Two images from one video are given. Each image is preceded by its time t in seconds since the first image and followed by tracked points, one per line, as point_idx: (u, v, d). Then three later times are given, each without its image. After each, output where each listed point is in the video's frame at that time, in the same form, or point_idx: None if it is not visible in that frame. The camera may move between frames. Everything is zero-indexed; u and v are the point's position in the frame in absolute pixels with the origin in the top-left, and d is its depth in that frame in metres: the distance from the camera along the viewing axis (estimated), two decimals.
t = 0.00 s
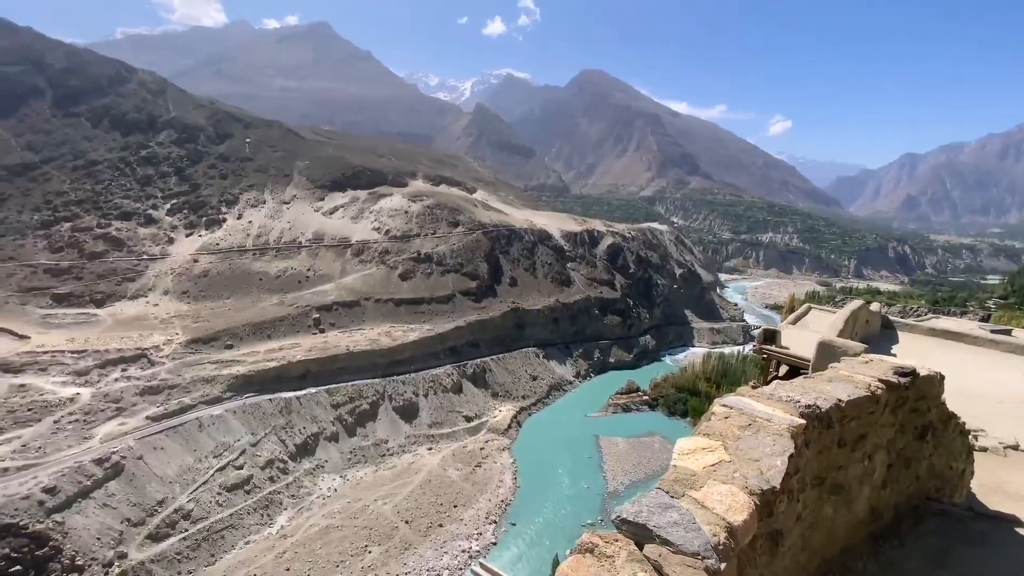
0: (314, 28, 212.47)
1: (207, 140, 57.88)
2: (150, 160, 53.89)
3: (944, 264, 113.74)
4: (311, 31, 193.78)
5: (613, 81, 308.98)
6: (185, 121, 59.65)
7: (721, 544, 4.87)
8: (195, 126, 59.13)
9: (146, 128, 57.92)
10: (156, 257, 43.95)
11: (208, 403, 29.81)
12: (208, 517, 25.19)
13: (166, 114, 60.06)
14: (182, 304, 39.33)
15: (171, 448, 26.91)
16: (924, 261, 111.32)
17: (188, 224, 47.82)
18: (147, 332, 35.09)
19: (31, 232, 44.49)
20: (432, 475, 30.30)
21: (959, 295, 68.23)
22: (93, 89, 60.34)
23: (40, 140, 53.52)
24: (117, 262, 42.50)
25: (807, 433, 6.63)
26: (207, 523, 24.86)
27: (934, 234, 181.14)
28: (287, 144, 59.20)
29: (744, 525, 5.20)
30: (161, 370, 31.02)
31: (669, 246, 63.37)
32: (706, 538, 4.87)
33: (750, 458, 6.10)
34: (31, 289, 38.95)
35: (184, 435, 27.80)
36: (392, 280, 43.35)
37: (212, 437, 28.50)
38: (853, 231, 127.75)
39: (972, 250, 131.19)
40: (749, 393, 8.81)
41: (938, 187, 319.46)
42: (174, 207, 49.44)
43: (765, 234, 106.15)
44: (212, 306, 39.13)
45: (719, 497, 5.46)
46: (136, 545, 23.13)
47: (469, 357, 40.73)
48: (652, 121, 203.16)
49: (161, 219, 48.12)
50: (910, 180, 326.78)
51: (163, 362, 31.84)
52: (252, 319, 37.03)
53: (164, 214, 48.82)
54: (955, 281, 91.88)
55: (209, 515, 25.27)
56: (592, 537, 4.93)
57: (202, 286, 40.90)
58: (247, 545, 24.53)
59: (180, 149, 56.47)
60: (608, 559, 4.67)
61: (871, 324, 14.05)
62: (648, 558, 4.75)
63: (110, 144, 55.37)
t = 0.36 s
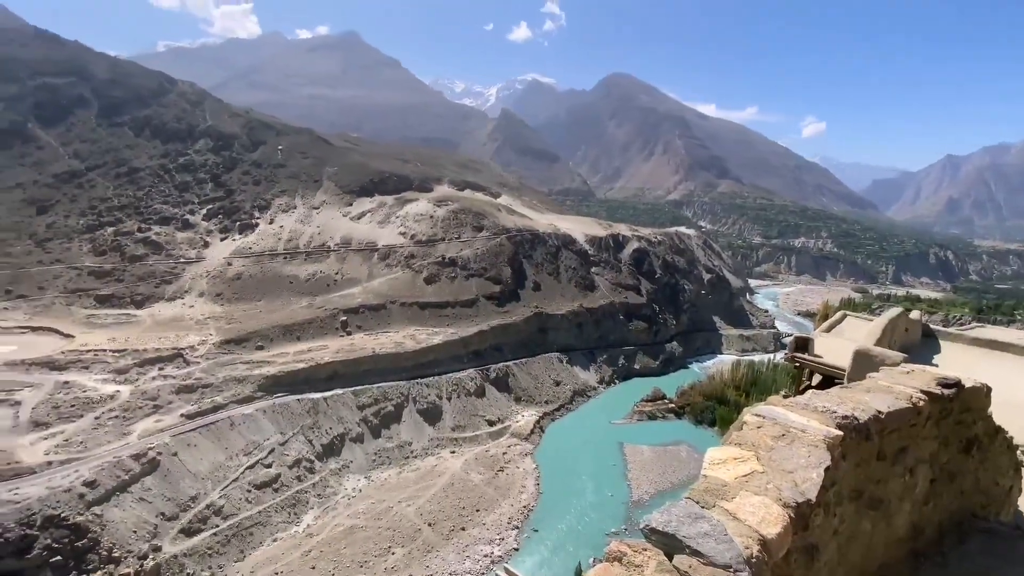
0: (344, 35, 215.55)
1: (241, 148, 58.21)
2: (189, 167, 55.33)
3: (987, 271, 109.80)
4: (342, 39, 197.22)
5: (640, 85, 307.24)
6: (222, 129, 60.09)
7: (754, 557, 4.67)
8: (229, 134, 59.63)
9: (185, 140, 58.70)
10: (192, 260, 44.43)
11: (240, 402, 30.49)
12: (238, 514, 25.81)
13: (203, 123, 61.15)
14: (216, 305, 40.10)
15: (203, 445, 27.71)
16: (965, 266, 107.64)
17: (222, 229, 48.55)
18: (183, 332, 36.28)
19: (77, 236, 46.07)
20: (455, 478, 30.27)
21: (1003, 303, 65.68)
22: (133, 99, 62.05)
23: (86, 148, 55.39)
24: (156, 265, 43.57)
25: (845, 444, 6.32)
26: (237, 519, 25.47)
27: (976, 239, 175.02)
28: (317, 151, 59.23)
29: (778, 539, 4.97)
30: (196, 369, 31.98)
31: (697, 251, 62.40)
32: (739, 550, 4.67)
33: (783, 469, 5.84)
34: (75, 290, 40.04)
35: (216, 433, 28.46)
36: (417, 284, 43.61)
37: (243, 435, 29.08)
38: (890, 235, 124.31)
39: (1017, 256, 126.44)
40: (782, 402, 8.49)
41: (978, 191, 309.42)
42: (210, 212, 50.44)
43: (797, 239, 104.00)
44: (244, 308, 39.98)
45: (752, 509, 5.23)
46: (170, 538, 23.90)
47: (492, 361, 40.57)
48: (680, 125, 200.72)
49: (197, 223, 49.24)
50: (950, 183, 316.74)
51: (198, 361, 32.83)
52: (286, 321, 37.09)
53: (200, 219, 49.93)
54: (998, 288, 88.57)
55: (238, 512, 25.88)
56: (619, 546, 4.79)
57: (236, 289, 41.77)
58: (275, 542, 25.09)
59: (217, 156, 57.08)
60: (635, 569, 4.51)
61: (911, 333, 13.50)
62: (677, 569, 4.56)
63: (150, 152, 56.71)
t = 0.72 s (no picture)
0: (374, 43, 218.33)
1: (275, 156, 58.51)
2: (226, 174, 55.97)
3: None
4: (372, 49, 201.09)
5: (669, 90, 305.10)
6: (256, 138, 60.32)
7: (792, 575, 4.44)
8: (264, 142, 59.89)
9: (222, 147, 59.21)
10: (229, 264, 45.59)
11: (271, 402, 31.08)
12: (268, 512, 26.27)
13: (240, 133, 61.51)
14: (248, 309, 41.02)
15: (236, 444, 28.16)
16: (1014, 274, 103.52)
17: (256, 234, 49.86)
18: (218, 334, 37.07)
19: (123, 241, 47.62)
20: (479, 484, 30.17)
21: None
22: (176, 110, 63.23)
23: (131, 157, 56.63)
24: (195, 269, 44.29)
25: (887, 460, 5.98)
26: (267, 517, 25.94)
27: None
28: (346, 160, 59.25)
29: (817, 557, 4.71)
30: (230, 369, 32.96)
31: (727, 258, 61.26)
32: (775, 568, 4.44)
33: (823, 484, 5.52)
34: (119, 292, 41.68)
35: (247, 433, 28.94)
36: (442, 289, 43.63)
37: (273, 435, 29.56)
38: (932, 242, 120.37)
39: None
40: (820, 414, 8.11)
41: None
42: (246, 218, 51.47)
43: (832, 246, 101.54)
44: (277, 311, 40.69)
45: (789, 524, 4.97)
46: (203, 534, 24.32)
47: (516, 367, 40.28)
48: (710, 128, 197.60)
49: (234, 229, 50.31)
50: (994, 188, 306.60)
51: (232, 362, 33.86)
52: (315, 323, 38.32)
53: (237, 224, 50.98)
54: None
55: (269, 510, 26.33)
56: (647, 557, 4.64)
57: (269, 293, 42.61)
58: (303, 541, 25.53)
59: (252, 163, 57.45)
60: None
61: (956, 344, 12.89)
62: None
63: (191, 160, 57.43)
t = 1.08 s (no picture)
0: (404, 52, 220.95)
1: (308, 163, 59.41)
2: (261, 181, 56.87)
3: None
4: (402, 59, 204.67)
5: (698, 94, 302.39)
6: (292, 147, 60.90)
7: None
8: (298, 150, 60.70)
9: (258, 155, 59.88)
10: (262, 269, 46.52)
11: (301, 404, 31.48)
12: (297, 511, 26.66)
13: (275, 141, 62.07)
14: (281, 312, 41.48)
15: (268, 443, 28.67)
16: None
17: (290, 239, 50.52)
18: (251, 336, 38.04)
19: (164, 246, 48.72)
20: (502, 490, 29.97)
21: None
22: (214, 116, 64.24)
23: (173, 166, 58.01)
24: (230, 273, 45.68)
25: (932, 478, 5.61)
26: (295, 516, 26.32)
27: None
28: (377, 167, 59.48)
29: None
30: (262, 371, 33.69)
31: (759, 264, 59.97)
32: None
33: (862, 501, 5.20)
34: (160, 294, 42.92)
35: (278, 432, 29.36)
36: (468, 294, 43.63)
37: (303, 436, 29.88)
38: (978, 248, 115.91)
39: None
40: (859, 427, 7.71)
41: None
42: (279, 224, 52.38)
43: (872, 252, 98.65)
44: (308, 314, 41.20)
45: (826, 542, 4.71)
46: (235, 531, 24.83)
47: (540, 372, 39.92)
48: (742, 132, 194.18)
49: (268, 234, 51.18)
50: None
51: (264, 364, 34.61)
52: (343, 325, 38.84)
53: (270, 229, 51.89)
54: None
55: (297, 509, 26.71)
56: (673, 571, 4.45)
57: (300, 296, 43.05)
58: (329, 541, 25.76)
59: (286, 171, 58.32)
60: None
61: (1006, 357, 12.23)
62: None
63: (228, 167, 58.44)
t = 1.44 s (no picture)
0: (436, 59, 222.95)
1: (346, 170, 59.90)
2: (302, 187, 57.65)
3: None
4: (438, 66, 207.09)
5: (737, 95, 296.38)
6: (332, 154, 61.43)
7: None
8: (336, 158, 61.22)
9: (298, 163, 60.85)
10: (301, 272, 47.48)
11: (335, 404, 31.89)
12: (329, 509, 27.48)
13: (315, 148, 62.66)
14: (319, 313, 42.45)
15: (303, 441, 29.31)
16: None
17: (327, 243, 51.21)
18: (290, 338, 38.62)
19: (210, 249, 49.77)
20: (532, 496, 29.74)
21: None
22: (259, 126, 64.89)
23: (220, 173, 58.76)
24: (272, 276, 46.73)
25: (990, 499, 5.84)
26: (328, 514, 27.16)
27: None
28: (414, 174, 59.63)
29: None
30: (301, 369, 34.33)
31: (801, 271, 58.26)
32: None
33: (916, 523, 5.55)
34: (206, 296, 44.19)
35: (313, 432, 29.97)
36: (499, 299, 43.47)
37: (336, 435, 30.47)
38: None
39: None
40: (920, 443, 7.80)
41: None
42: (318, 228, 52.94)
43: (923, 259, 94.57)
44: (344, 317, 41.77)
45: (876, 560, 5.14)
46: (271, 525, 25.82)
47: (571, 379, 39.42)
48: (783, 134, 189.19)
49: (307, 239, 51.94)
50: None
51: (301, 364, 35.11)
52: (377, 328, 39.12)
53: (310, 233, 52.68)
54: None
55: (330, 507, 27.55)
56: None
57: (336, 298, 43.71)
58: (360, 540, 26.67)
59: (325, 178, 59.00)
60: None
61: None
62: None
63: (271, 174, 59.41)
